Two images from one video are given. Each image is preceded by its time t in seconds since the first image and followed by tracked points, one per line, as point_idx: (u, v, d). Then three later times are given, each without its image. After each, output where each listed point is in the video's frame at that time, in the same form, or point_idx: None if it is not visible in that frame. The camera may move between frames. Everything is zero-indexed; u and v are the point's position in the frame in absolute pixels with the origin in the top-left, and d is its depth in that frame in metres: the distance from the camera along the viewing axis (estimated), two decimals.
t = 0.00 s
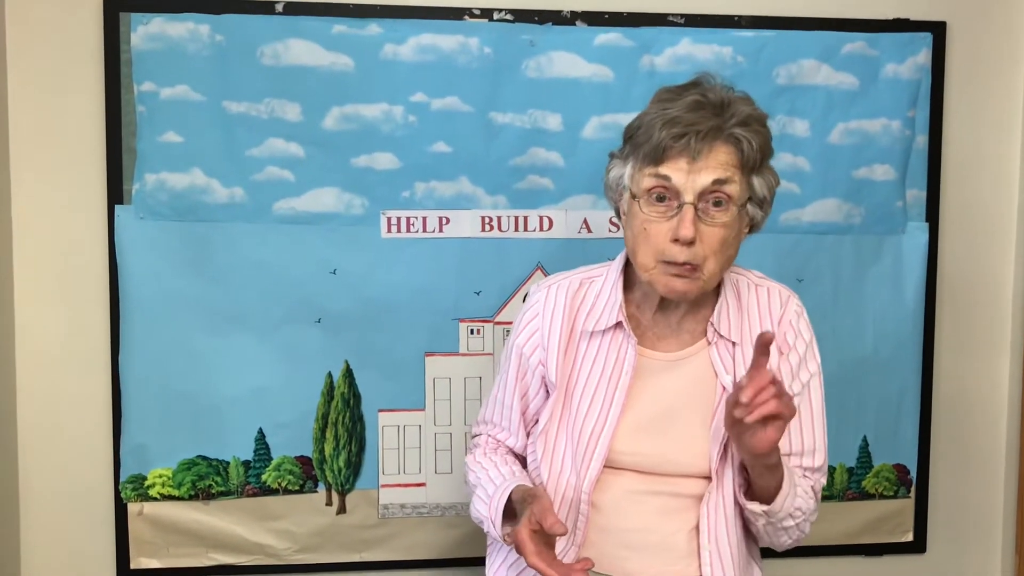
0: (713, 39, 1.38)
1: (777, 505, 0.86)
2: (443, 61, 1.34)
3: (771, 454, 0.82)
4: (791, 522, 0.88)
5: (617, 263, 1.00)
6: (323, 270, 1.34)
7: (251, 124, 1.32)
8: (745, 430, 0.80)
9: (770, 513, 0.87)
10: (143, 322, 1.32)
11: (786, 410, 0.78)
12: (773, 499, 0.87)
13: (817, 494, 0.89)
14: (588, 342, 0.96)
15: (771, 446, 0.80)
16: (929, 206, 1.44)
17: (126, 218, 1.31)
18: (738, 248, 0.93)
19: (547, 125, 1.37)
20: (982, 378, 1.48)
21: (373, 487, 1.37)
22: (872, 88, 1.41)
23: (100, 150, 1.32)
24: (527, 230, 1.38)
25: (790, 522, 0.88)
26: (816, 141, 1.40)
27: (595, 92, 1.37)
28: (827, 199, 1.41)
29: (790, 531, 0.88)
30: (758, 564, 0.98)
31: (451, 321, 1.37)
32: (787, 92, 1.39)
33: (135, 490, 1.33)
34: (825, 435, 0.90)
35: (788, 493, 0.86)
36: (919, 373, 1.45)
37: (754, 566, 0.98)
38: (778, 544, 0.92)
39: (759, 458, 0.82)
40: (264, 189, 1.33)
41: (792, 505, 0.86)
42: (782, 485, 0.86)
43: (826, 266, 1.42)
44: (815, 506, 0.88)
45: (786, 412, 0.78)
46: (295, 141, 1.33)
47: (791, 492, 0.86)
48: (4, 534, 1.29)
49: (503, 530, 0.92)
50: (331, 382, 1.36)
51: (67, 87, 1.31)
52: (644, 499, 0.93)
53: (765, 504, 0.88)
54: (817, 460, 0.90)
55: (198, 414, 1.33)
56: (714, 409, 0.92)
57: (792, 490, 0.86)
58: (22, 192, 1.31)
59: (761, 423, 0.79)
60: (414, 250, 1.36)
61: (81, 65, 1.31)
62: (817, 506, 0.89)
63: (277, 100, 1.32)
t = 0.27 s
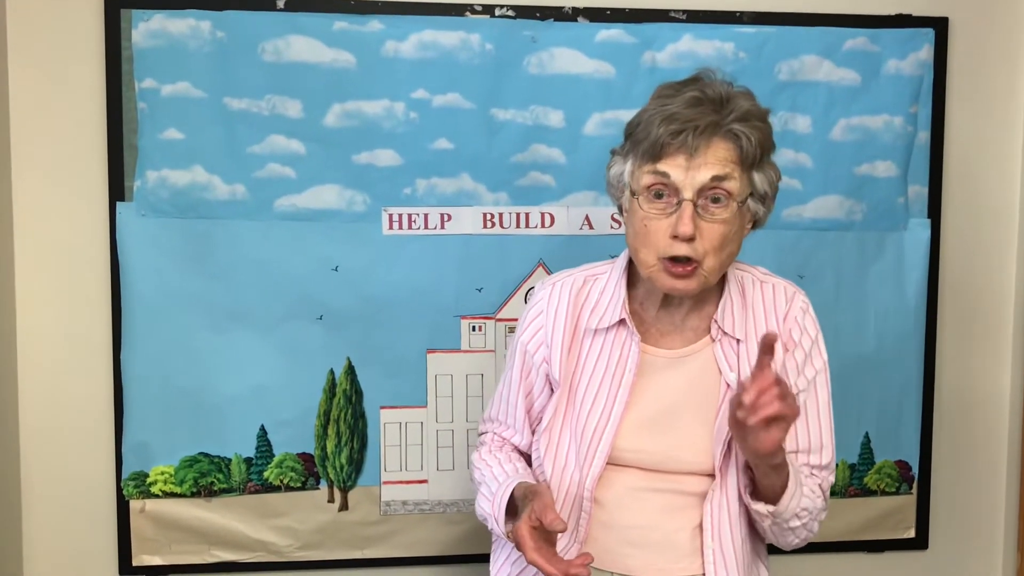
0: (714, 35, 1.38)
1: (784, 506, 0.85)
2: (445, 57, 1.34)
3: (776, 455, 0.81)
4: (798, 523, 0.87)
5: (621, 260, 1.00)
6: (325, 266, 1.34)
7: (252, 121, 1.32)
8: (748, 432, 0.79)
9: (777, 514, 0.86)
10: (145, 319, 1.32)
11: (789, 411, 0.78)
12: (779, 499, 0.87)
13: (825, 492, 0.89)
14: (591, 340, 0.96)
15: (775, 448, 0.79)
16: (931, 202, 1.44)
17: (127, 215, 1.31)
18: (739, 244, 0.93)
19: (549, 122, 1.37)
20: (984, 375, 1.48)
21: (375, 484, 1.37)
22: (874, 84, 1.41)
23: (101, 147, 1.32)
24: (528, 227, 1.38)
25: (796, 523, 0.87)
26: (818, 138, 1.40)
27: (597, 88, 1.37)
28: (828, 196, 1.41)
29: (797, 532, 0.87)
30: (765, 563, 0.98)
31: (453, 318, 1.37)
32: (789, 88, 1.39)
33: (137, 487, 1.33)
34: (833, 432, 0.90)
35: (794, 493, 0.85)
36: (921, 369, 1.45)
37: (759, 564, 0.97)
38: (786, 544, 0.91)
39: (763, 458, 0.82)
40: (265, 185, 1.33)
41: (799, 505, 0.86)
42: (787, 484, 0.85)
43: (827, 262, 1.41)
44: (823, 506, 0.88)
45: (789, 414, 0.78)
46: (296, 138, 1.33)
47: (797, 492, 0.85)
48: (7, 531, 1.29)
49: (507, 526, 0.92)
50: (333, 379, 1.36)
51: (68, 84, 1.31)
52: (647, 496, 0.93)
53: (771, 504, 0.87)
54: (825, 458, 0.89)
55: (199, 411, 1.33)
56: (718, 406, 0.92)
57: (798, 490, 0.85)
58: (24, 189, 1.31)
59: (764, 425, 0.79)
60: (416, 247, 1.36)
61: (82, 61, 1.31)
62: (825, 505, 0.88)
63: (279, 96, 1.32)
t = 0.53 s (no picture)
0: (714, 34, 1.38)
1: (784, 515, 0.85)
2: (445, 56, 1.34)
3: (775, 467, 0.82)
4: (800, 528, 0.87)
5: (623, 260, 1.00)
6: (325, 266, 1.34)
7: (252, 120, 1.32)
8: (747, 447, 0.80)
9: (778, 522, 0.86)
10: (145, 318, 1.32)
11: (787, 426, 0.78)
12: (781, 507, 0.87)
13: (829, 493, 0.89)
14: (594, 339, 0.97)
15: (773, 461, 0.80)
16: (931, 201, 1.44)
17: (127, 214, 1.31)
18: (741, 241, 0.92)
19: (549, 121, 1.37)
20: (984, 374, 1.48)
21: (376, 483, 1.37)
22: (874, 83, 1.41)
23: (101, 146, 1.32)
24: (528, 226, 1.38)
25: (798, 529, 0.87)
26: (818, 137, 1.40)
27: (597, 87, 1.37)
28: (828, 194, 1.41)
29: (799, 537, 0.87)
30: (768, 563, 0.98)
31: (453, 317, 1.37)
32: (788, 87, 1.39)
33: (137, 487, 1.33)
34: (836, 433, 0.90)
35: (794, 501, 0.85)
36: (921, 368, 1.45)
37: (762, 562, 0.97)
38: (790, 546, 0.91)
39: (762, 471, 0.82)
40: (265, 185, 1.33)
41: (800, 512, 0.86)
42: (788, 493, 0.85)
43: (827, 261, 1.41)
44: (826, 508, 0.87)
45: (787, 428, 0.79)
46: (296, 137, 1.33)
47: (797, 500, 0.85)
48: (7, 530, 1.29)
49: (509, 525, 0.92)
50: (333, 379, 1.36)
51: (67, 84, 1.31)
52: (648, 496, 0.93)
53: (773, 513, 0.87)
54: (828, 458, 0.89)
55: (199, 410, 1.33)
56: (720, 405, 0.92)
57: (799, 497, 0.85)
58: (24, 188, 1.31)
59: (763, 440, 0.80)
60: (416, 246, 1.36)
61: (81, 61, 1.31)
62: (830, 507, 0.88)
63: (279, 96, 1.32)
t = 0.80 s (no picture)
0: (714, 34, 1.38)
1: (790, 512, 0.85)
2: (445, 57, 1.34)
3: (781, 464, 0.81)
4: (805, 526, 0.87)
5: (625, 261, 1.01)
6: (325, 266, 1.34)
7: (253, 121, 1.32)
8: (752, 443, 0.80)
9: (785, 521, 0.86)
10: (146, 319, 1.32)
11: (792, 422, 0.78)
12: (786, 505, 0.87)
13: (832, 492, 0.89)
14: (596, 340, 0.97)
15: (779, 457, 0.80)
16: (931, 201, 1.44)
17: (128, 215, 1.31)
18: (745, 240, 0.93)
19: (549, 121, 1.37)
20: (985, 374, 1.48)
21: (377, 483, 1.37)
22: (874, 83, 1.41)
23: (101, 147, 1.32)
24: (529, 226, 1.38)
25: (802, 527, 0.87)
26: (818, 137, 1.40)
27: (597, 88, 1.37)
28: (828, 194, 1.41)
29: (805, 535, 0.87)
30: (771, 562, 0.98)
31: (454, 318, 1.38)
32: (789, 87, 1.39)
33: (138, 487, 1.33)
34: (839, 431, 0.90)
35: (799, 498, 0.85)
36: (921, 368, 1.45)
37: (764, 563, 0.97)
38: (793, 544, 0.91)
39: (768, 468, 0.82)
40: (266, 186, 1.33)
41: (806, 510, 0.85)
42: (794, 489, 0.85)
43: (828, 261, 1.42)
44: (830, 507, 0.87)
45: (792, 424, 0.78)
46: (296, 138, 1.33)
47: (802, 497, 0.85)
48: (9, 531, 1.29)
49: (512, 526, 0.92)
50: (334, 379, 1.36)
51: (68, 85, 1.31)
52: (649, 496, 0.93)
53: (778, 511, 0.87)
54: (831, 457, 0.89)
55: (200, 411, 1.34)
56: (722, 405, 0.92)
57: (804, 495, 0.85)
58: (24, 189, 1.31)
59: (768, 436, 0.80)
60: (416, 247, 1.36)
61: (81, 61, 1.31)
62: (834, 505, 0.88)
63: (279, 96, 1.32)
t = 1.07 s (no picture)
0: (716, 36, 1.38)
1: (791, 514, 0.85)
2: (447, 58, 1.34)
3: (782, 465, 0.82)
4: (805, 527, 0.87)
5: (626, 263, 1.01)
6: (327, 267, 1.35)
7: (255, 123, 1.32)
8: (752, 447, 0.80)
9: (785, 522, 0.87)
10: (148, 320, 1.32)
11: (791, 423, 0.78)
12: (786, 506, 0.87)
13: (833, 493, 0.89)
14: (597, 342, 0.97)
15: (780, 459, 0.80)
16: (933, 202, 1.44)
17: (131, 217, 1.31)
18: (746, 244, 0.93)
19: (551, 123, 1.37)
20: (987, 375, 1.48)
21: (379, 484, 1.37)
22: (876, 84, 1.41)
23: (104, 149, 1.32)
24: (531, 228, 1.38)
25: (803, 527, 0.87)
26: (820, 138, 1.40)
27: (598, 90, 1.37)
28: (830, 196, 1.41)
29: (806, 536, 0.87)
30: (772, 562, 0.98)
31: (456, 319, 1.38)
32: (791, 89, 1.39)
33: (141, 488, 1.34)
34: (840, 432, 0.90)
35: (800, 499, 0.85)
36: (923, 369, 1.45)
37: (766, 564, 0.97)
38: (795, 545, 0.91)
39: (769, 470, 0.82)
40: (268, 187, 1.33)
41: (806, 511, 0.86)
42: (793, 490, 0.85)
43: (829, 262, 1.42)
44: (832, 508, 0.87)
45: (791, 427, 0.78)
46: (298, 139, 1.33)
47: (803, 497, 0.85)
48: (12, 532, 1.30)
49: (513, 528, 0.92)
50: (336, 380, 1.36)
51: (70, 86, 1.31)
52: (650, 498, 0.93)
53: (779, 512, 0.87)
54: (832, 458, 0.90)
55: (203, 412, 1.34)
56: (723, 407, 0.92)
57: (804, 496, 0.85)
58: (28, 190, 1.31)
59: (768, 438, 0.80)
60: (418, 248, 1.36)
61: (84, 63, 1.31)
62: (835, 506, 0.88)
63: (281, 98, 1.32)
